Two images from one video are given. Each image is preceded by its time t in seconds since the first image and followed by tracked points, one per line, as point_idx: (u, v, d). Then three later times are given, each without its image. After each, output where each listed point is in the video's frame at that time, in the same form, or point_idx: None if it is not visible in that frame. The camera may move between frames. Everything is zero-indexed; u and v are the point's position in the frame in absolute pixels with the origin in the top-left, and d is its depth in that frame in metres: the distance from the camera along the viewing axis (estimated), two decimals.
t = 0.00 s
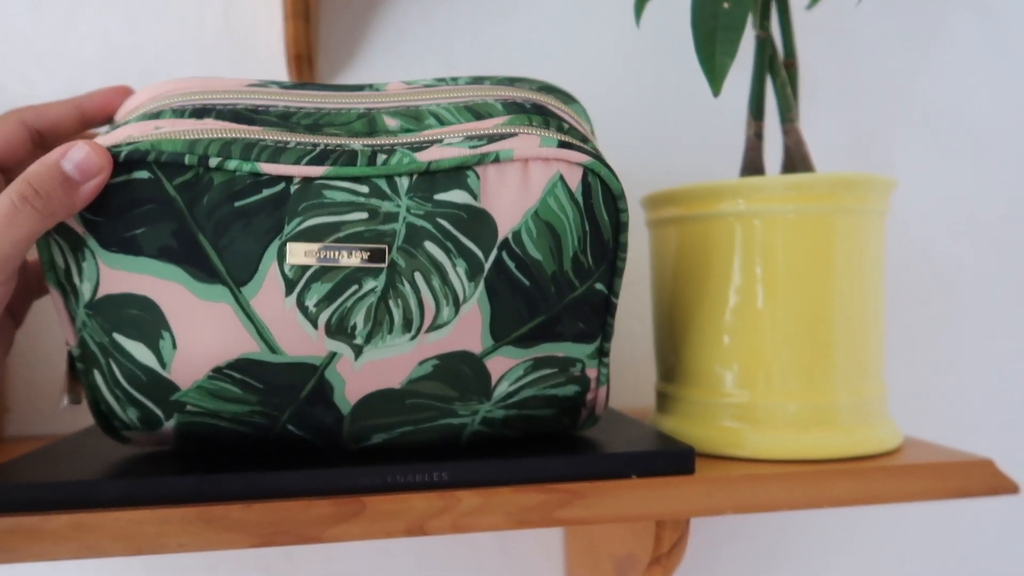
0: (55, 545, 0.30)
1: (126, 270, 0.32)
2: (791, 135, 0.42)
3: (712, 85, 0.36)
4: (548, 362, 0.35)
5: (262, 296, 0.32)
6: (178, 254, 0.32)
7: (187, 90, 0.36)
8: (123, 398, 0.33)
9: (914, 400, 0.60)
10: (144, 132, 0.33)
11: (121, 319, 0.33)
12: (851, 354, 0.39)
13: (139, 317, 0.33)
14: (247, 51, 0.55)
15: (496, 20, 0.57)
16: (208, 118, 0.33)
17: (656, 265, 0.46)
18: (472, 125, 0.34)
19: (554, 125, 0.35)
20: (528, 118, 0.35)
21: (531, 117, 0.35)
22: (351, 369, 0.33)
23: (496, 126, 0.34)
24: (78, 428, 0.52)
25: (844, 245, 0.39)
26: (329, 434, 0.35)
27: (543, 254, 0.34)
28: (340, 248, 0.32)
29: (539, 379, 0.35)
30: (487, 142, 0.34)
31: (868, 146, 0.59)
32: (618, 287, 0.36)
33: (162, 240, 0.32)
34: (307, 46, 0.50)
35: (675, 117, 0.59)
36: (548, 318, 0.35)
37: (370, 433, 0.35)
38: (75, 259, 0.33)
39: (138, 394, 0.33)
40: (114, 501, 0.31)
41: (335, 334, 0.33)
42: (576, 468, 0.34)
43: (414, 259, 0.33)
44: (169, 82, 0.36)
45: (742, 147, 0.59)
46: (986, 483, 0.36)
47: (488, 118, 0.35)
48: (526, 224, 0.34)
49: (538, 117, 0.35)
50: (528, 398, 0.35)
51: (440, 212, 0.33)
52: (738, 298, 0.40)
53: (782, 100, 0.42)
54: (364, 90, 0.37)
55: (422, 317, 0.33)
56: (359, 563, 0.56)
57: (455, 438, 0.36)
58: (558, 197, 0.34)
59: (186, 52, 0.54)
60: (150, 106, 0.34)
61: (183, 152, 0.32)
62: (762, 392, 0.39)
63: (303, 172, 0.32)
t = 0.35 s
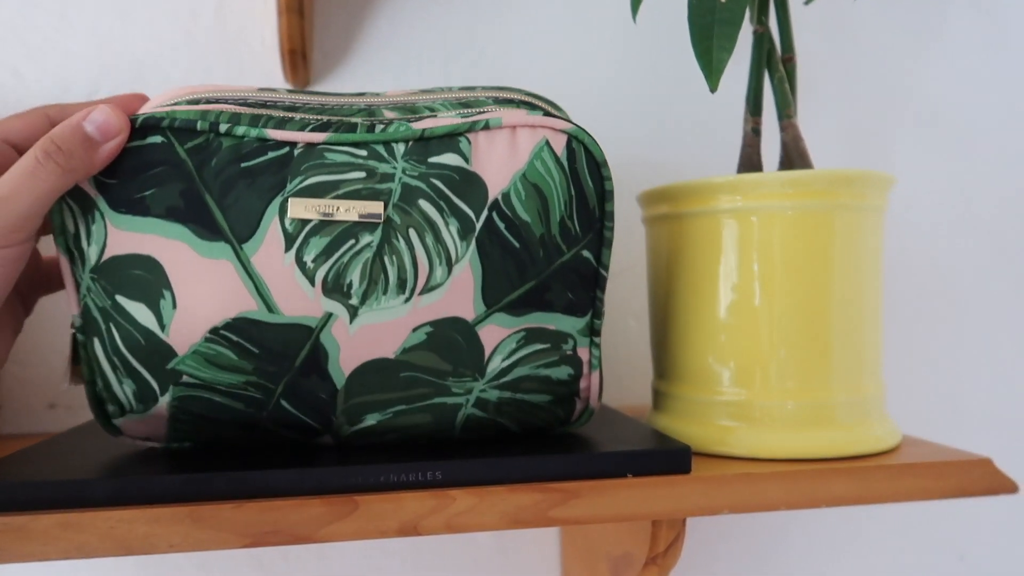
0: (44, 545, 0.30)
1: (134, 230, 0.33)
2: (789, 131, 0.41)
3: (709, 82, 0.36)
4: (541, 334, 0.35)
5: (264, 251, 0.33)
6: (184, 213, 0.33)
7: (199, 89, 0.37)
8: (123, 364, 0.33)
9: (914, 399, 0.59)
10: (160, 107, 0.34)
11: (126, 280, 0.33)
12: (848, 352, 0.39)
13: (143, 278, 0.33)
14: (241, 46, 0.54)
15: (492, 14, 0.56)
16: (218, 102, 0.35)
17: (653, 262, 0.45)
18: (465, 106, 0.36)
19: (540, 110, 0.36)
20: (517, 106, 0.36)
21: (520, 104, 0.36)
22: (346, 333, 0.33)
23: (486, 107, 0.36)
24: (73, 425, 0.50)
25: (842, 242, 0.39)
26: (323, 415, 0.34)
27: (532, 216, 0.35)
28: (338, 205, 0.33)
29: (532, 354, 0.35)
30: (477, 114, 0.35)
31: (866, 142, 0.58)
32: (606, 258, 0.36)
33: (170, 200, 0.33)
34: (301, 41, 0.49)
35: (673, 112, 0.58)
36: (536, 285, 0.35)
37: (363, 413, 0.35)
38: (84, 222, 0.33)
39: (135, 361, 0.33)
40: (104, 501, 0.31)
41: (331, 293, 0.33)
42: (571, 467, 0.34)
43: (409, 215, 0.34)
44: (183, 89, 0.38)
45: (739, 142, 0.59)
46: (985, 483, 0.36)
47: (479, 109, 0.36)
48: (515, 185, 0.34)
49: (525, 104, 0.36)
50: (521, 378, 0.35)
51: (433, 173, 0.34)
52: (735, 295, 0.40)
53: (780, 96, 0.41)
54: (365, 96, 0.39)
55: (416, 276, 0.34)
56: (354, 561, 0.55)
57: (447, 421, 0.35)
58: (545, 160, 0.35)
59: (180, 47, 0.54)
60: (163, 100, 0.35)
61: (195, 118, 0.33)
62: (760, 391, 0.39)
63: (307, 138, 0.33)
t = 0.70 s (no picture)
0: (32, 544, 0.29)
1: (146, 196, 0.33)
2: (791, 126, 0.41)
3: (710, 75, 0.35)
4: (535, 304, 0.35)
5: (269, 211, 0.33)
6: (195, 177, 0.33)
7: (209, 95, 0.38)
8: (128, 331, 0.33)
9: (915, 398, 0.59)
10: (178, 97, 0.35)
11: (133, 244, 0.32)
12: (849, 350, 0.39)
13: (151, 240, 0.32)
14: (236, 40, 0.54)
15: (490, 9, 0.56)
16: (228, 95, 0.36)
17: (652, 259, 0.45)
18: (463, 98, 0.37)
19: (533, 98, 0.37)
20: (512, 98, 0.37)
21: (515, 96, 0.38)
22: (344, 293, 0.33)
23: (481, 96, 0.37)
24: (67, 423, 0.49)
25: (843, 238, 0.38)
26: (319, 386, 0.34)
27: (522, 182, 0.35)
28: (339, 165, 0.33)
29: (528, 323, 0.35)
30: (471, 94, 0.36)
31: (868, 138, 0.58)
32: (593, 229, 0.36)
33: (181, 166, 0.33)
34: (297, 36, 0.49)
35: (672, 108, 0.58)
36: (526, 249, 0.35)
37: (359, 384, 0.34)
38: (97, 191, 0.33)
39: (139, 327, 0.33)
40: (94, 500, 0.30)
41: (331, 250, 0.33)
42: (569, 466, 0.34)
43: (406, 177, 0.34)
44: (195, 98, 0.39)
45: (739, 138, 0.59)
46: (989, 482, 0.35)
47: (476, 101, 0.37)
48: (504, 153, 0.35)
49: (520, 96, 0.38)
50: (517, 350, 0.35)
51: (428, 140, 0.34)
52: (735, 291, 0.39)
53: (781, 90, 0.41)
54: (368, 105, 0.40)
55: (413, 237, 0.34)
56: (350, 561, 0.54)
57: (442, 397, 0.34)
58: (533, 131, 0.35)
59: (175, 40, 0.53)
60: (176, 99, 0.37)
61: (210, 95, 0.34)
62: (760, 388, 0.39)
63: (313, 112, 0.34)
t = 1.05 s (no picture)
0: (19, 542, 0.28)
1: (142, 183, 0.32)
2: (789, 119, 0.41)
3: (708, 68, 0.35)
4: (530, 296, 0.34)
5: (264, 198, 0.32)
6: (192, 164, 0.32)
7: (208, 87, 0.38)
8: (121, 319, 0.32)
9: (914, 394, 0.59)
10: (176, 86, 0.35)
11: (127, 230, 0.32)
12: (848, 345, 0.38)
13: (145, 226, 0.32)
14: (230, 32, 0.53)
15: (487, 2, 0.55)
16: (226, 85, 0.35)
17: (649, 254, 0.45)
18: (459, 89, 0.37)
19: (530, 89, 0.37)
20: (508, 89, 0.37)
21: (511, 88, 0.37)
22: (338, 280, 0.33)
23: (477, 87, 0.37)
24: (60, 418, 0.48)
25: (842, 232, 0.38)
26: (312, 375, 0.33)
27: (517, 172, 0.34)
28: (333, 154, 0.33)
29: (522, 314, 0.34)
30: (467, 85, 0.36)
31: (867, 132, 0.57)
32: (589, 221, 0.35)
33: (177, 153, 0.32)
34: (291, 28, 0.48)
35: (670, 103, 0.58)
36: (521, 239, 0.34)
37: (352, 374, 0.33)
38: (92, 177, 0.32)
39: (133, 315, 0.32)
40: (83, 496, 0.30)
41: (326, 238, 0.33)
42: (565, 462, 0.33)
43: (401, 165, 0.33)
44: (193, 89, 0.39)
45: (738, 132, 0.58)
46: (989, 478, 0.35)
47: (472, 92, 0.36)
48: (500, 143, 0.34)
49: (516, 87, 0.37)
50: (511, 342, 0.34)
51: (423, 130, 0.34)
52: (733, 286, 0.39)
53: (780, 83, 0.40)
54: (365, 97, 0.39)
55: (407, 227, 0.33)
56: (345, 558, 0.54)
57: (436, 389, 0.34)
58: (527, 122, 0.35)
59: (168, 32, 0.52)
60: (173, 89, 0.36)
61: (207, 84, 0.33)
62: (758, 384, 0.38)
63: (309, 103, 0.34)
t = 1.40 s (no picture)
0: (11, 541, 0.28)
1: (140, 175, 0.32)
2: (790, 115, 0.40)
3: (708, 62, 0.35)
4: (527, 288, 0.34)
5: (261, 188, 0.32)
6: (190, 157, 0.32)
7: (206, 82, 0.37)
8: (117, 311, 0.32)
9: (914, 391, 0.58)
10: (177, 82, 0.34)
11: (125, 220, 0.32)
12: (849, 342, 0.38)
13: (144, 217, 0.32)
14: (226, 27, 0.53)
15: None
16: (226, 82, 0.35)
17: (648, 251, 0.44)
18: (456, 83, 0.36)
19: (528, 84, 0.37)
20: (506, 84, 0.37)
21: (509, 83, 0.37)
22: (335, 271, 0.32)
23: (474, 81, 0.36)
24: (55, 417, 0.48)
25: (842, 227, 0.38)
26: (308, 367, 0.33)
27: (514, 164, 0.34)
28: (330, 145, 0.33)
29: (519, 307, 0.34)
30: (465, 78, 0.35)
31: (866, 129, 0.57)
32: (587, 214, 0.35)
33: (176, 145, 0.32)
34: (288, 22, 0.47)
35: (669, 99, 0.57)
36: (518, 231, 0.34)
37: (348, 366, 0.33)
38: (91, 168, 0.32)
39: (130, 307, 0.32)
40: (76, 495, 0.29)
41: (322, 228, 0.32)
42: (564, 459, 0.33)
43: (398, 157, 0.33)
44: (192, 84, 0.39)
45: (737, 129, 0.58)
46: (991, 476, 0.35)
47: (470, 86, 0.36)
48: (497, 135, 0.34)
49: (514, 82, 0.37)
50: (509, 335, 0.34)
51: (420, 122, 0.34)
52: (733, 283, 0.39)
53: (780, 79, 0.40)
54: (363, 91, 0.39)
55: (403, 218, 0.33)
56: (343, 556, 0.54)
57: (433, 383, 0.34)
58: (525, 115, 0.34)
59: (163, 27, 0.52)
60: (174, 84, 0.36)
61: (207, 78, 0.33)
62: (758, 381, 0.38)
63: (307, 97, 0.33)
